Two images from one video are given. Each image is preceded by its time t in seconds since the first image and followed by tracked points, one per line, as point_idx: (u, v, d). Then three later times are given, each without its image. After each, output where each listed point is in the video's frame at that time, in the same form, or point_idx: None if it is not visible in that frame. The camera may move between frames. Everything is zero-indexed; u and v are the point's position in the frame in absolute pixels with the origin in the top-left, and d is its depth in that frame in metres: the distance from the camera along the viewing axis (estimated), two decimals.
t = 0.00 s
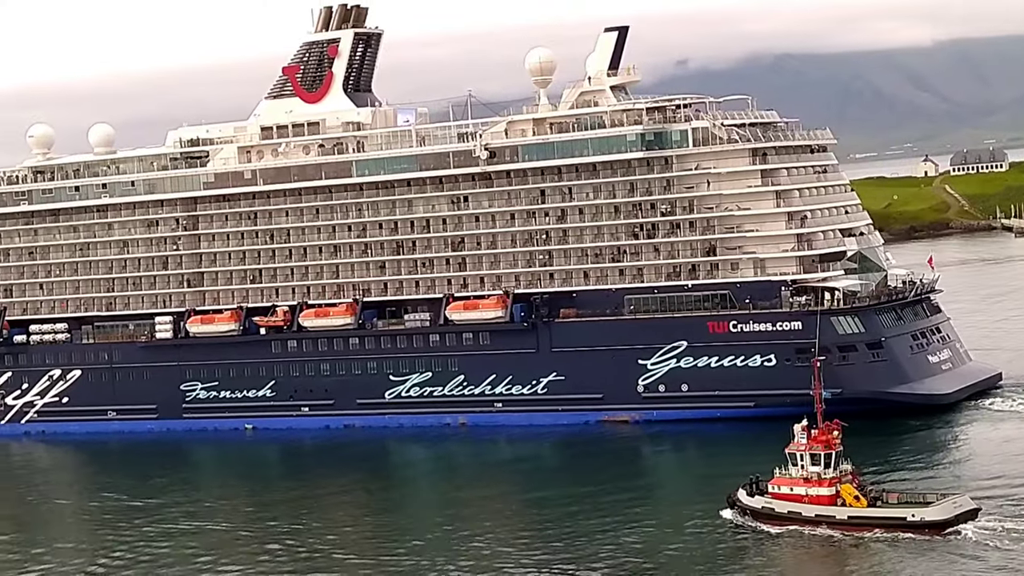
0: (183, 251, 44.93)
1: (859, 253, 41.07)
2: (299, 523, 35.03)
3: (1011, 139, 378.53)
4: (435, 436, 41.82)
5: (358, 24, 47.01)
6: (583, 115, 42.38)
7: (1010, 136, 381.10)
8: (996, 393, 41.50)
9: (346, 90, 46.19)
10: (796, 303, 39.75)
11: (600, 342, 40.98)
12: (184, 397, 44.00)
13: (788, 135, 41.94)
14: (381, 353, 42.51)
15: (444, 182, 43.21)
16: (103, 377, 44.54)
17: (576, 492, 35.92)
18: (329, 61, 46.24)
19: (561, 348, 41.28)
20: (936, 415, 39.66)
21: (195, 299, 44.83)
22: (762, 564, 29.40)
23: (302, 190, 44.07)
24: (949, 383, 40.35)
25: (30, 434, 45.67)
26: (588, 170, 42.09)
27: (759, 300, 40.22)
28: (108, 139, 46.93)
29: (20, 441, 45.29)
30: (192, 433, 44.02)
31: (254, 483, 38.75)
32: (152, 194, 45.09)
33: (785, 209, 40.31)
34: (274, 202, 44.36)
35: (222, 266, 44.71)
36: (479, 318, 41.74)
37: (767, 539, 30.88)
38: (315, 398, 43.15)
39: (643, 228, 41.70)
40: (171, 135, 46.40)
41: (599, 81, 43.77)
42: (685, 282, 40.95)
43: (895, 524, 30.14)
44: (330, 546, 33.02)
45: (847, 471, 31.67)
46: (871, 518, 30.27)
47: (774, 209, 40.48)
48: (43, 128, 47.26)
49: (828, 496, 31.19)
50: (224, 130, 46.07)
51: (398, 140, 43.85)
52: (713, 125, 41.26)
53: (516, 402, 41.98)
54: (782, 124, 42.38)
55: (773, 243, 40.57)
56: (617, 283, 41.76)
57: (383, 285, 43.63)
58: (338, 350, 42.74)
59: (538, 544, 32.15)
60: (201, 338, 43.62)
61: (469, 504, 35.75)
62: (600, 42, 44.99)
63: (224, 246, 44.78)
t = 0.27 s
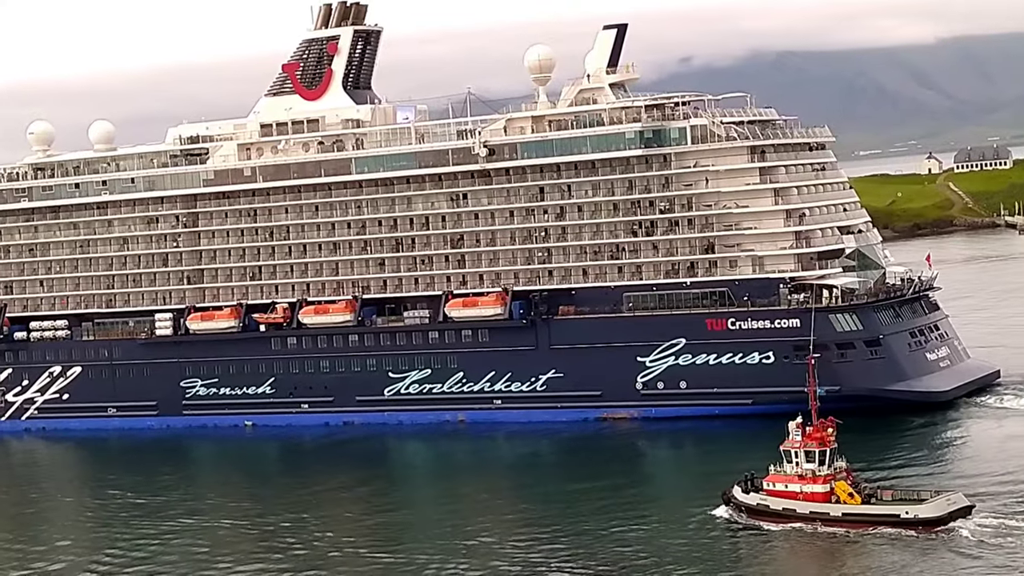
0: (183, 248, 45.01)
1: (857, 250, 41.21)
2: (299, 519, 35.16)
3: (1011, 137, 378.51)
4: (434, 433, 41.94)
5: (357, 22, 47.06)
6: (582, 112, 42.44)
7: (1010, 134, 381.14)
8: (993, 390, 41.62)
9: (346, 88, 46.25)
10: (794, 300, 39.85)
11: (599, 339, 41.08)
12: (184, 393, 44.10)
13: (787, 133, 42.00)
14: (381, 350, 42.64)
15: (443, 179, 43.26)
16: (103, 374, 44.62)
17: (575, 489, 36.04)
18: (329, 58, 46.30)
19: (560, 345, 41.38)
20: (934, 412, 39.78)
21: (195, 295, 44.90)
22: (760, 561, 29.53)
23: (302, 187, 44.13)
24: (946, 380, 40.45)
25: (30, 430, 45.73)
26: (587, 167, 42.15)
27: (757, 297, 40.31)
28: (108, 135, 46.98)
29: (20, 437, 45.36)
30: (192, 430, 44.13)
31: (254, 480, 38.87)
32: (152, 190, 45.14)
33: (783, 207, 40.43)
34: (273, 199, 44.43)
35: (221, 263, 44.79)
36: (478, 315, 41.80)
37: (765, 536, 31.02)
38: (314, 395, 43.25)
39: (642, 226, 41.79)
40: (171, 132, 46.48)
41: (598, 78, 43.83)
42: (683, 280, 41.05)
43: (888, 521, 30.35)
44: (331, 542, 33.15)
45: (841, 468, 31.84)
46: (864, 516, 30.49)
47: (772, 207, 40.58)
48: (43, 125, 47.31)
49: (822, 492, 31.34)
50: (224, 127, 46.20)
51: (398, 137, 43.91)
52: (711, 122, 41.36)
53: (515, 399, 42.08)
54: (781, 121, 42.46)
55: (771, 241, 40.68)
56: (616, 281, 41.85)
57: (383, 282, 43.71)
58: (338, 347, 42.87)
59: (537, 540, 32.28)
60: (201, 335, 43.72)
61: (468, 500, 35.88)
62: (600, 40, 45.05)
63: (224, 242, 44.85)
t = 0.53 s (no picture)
0: (195, 250, 45.20)
1: (868, 250, 41.28)
2: (312, 520, 35.29)
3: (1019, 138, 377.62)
4: (446, 434, 42.04)
5: (368, 24, 47.23)
6: (592, 114, 42.53)
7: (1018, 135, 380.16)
8: (1004, 390, 41.61)
9: (356, 90, 46.41)
10: (805, 300, 39.87)
11: (610, 340, 41.15)
12: (196, 395, 44.26)
13: (797, 133, 42.07)
14: (392, 352, 42.76)
15: (454, 181, 43.39)
16: (116, 376, 44.80)
17: (586, 490, 36.10)
18: (340, 60, 46.48)
19: (571, 346, 41.46)
20: (944, 413, 39.78)
21: (207, 297, 45.09)
22: (772, 561, 29.57)
23: (313, 190, 44.29)
24: (957, 380, 40.44)
25: (43, 432, 45.90)
26: (598, 169, 42.26)
27: (768, 298, 40.37)
28: (121, 138, 47.19)
29: (33, 439, 45.54)
30: (204, 431, 44.29)
31: (267, 481, 39.02)
32: (164, 193, 45.34)
33: (793, 208, 40.47)
34: (285, 201, 44.61)
35: (233, 265, 44.98)
36: (489, 317, 41.89)
37: (776, 537, 31.06)
38: (326, 396, 43.38)
39: (652, 227, 41.88)
40: (183, 135, 46.69)
41: (609, 79, 43.93)
42: (694, 281, 41.10)
43: (895, 522, 30.47)
44: (344, 544, 33.28)
45: (848, 468, 31.80)
46: (871, 516, 30.59)
47: (783, 208, 40.63)
48: (55, 128, 47.55)
49: (830, 493, 31.40)
50: (236, 130, 46.41)
51: (409, 139, 44.07)
52: (722, 123, 41.44)
53: (526, 400, 42.17)
54: (791, 122, 42.55)
55: (782, 241, 40.72)
56: (627, 281, 41.92)
57: (394, 283, 43.85)
58: (349, 348, 42.99)
59: (550, 541, 32.36)
60: (213, 337, 43.91)
61: (480, 501, 35.97)
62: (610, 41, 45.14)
63: (236, 245, 45.04)
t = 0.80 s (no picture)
0: (205, 243, 45.39)
1: (876, 245, 41.42)
2: (321, 513, 35.48)
3: None
4: (454, 427, 42.20)
5: (377, 18, 47.33)
6: (601, 108, 42.60)
7: None
8: (1012, 385, 41.66)
9: (366, 84, 46.53)
10: (813, 295, 39.92)
11: (618, 334, 41.25)
12: (206, 388, 44.46)
13: (805, 128, 42.19)
14: (401, 345, 42.89)
15: (463, 175, 43.49)
16: (126, 369, 45.02)
17: (594, 483, 36.24)
18: (349, 55, 46.60)
19: (579, 340, 41.58)
20: (951, 407, 39.86)
21: (217, 291, 45.29)
22: (780, 555, 29.70)
23: (323, 183, 44.43)
24: (965, 375, 40.52)
25: (54, 425, 46.12)
26: (606, 163, 42.35)
27: (776, 293, 40.37)
28: (131, 132, 47.37)
29: (44, 431, 45.77)
30: (214, 424, 44.49)
31: (276, 474, 39.21)
32: (174, 186, 45.53)
33: (801, 202, 40.54)
34: (294, 195, 44.76)
35: (243, 259, 45.16)
36: (497, 311, 42.03)
37: (783, 531, 31.18)
38: (335, 389, 43.54)
39: (660, 221, 41.96)
40: (193, 129, 46.86)
41: (617, 74, 44.00)
42: (702, 275, 41.19)
43: (898, 516, 30.67)
44: (353, 536, 33.46)
45: (852, 463, 32.11)
46: (875, 510, 30.72)
47: (791, 202, 40.70)
48: (66, 122, 47.74)
49: (834, 487, 31.52)
50: (246, 124, 46.58)
51: (418, 134, 44.18)
52: (730, 118, 41.47)
53: (535, 394, 42.31)
54: (800, 117, 42.61)
55: (790, 236, 40.79)
56: (635, 276, 42.02)
57: (403, 277, 44.00)
58: (358, 342, 43.12)
59: (558, 534, 32.51)
60: (222, 330, 44.11)
61: (488, 494, 36.14)
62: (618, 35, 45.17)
63: (245, 238, 45.21)
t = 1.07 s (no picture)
0: (222, 235, 45.59)
1: (893, 237, 41.28)
2: (339, 503, 35.74)
3: None
4: (470, 418, 42.40)
5: (393, 10, 47.41)
6: (617, 100, 42.64)
7: None
8: None
9: (382, 76, 46.62)
10: (828, 286, 39.89)
11: (634, 325, 41.37)
12: (224, 378, 44.72)
13: (821, 119, 42.12)
14: (417, 337, 43.12)
15: (479, 167, 43.59)
16: (144, 360, 45.28)
17: (610, 473, 36.40)
18: (365, 46, 46.68)
19: (595, 331, 41.71)
20: (966, 399, 39.92)
21: (234, 282, 45.52)
22: (796, 545, 29.87)
23: (339, 175, 44.58)
24: (980, 366, 40.56)
25: (73, 415, 46.41)
26: (622, 154, 42.40)
27: (791, 284, 40.42)
28: (149, 124, 47.55)
29: (63, 422, 46.06)
30: (231, 415, 44.74)
31: (293, 464, 39.46)
32: (191, 178, 45.72)
33: (817, 193, 40.61)
34: (311, 186, 44.90)
35: (260, 250, 45.35)
36: (513, 301, 42.16)
37: (799, 522, 31.34)
38: (352, 380, 43.72)
39: (676, 212, 42.02)
40: (210, 121, 47.07)
41: (633, 65, 44.02)
42: (718, 266, 41.26)
43: (911, 506, 30.87)
44: (371, 525, 33.71)
45: (864, 453, 32.31)
46: (887, 501, 31.00)
47: (807, 193, 40.76)
48: (83, 114, 47.94)
49: (846, 478, 31.82)
50: (262, 115, 46.93)
51: (434, 125, 44.29)
52: (745, 109, 41.52)
53: (550, 384, 42.46)
54: (816, 107, 42.60)
55: (806, 227, 40.84)
56: (651, 267, 42.09)
57: (419, 268, 44.14)
58: (375, 333, 43.36)
59: (575, 524, 32.70)
60: (240, 321, 44.33)
61: (505, 484, 36.35)
62: (634, 26, 45.15)
63: (262, 230, 45.40)
